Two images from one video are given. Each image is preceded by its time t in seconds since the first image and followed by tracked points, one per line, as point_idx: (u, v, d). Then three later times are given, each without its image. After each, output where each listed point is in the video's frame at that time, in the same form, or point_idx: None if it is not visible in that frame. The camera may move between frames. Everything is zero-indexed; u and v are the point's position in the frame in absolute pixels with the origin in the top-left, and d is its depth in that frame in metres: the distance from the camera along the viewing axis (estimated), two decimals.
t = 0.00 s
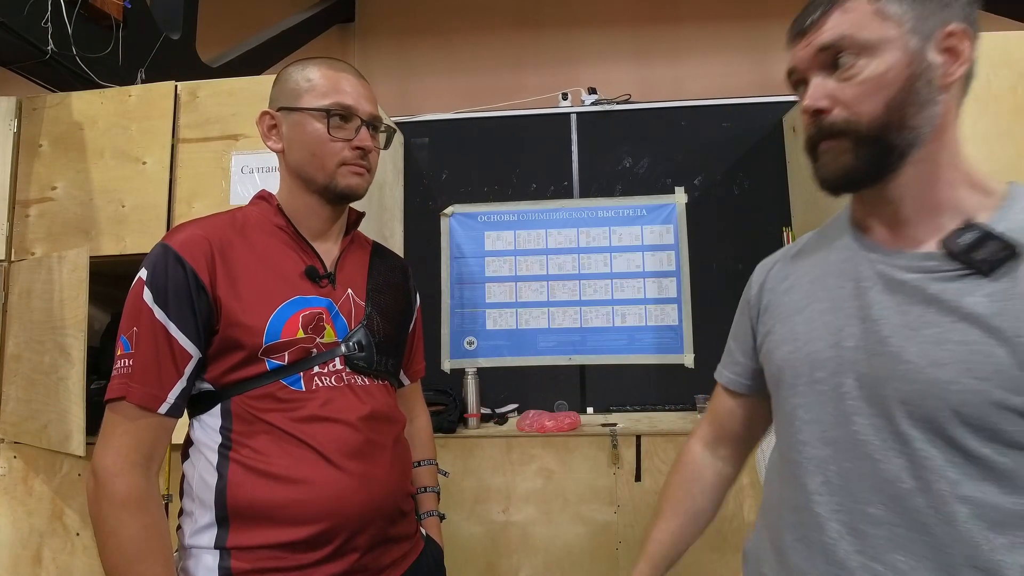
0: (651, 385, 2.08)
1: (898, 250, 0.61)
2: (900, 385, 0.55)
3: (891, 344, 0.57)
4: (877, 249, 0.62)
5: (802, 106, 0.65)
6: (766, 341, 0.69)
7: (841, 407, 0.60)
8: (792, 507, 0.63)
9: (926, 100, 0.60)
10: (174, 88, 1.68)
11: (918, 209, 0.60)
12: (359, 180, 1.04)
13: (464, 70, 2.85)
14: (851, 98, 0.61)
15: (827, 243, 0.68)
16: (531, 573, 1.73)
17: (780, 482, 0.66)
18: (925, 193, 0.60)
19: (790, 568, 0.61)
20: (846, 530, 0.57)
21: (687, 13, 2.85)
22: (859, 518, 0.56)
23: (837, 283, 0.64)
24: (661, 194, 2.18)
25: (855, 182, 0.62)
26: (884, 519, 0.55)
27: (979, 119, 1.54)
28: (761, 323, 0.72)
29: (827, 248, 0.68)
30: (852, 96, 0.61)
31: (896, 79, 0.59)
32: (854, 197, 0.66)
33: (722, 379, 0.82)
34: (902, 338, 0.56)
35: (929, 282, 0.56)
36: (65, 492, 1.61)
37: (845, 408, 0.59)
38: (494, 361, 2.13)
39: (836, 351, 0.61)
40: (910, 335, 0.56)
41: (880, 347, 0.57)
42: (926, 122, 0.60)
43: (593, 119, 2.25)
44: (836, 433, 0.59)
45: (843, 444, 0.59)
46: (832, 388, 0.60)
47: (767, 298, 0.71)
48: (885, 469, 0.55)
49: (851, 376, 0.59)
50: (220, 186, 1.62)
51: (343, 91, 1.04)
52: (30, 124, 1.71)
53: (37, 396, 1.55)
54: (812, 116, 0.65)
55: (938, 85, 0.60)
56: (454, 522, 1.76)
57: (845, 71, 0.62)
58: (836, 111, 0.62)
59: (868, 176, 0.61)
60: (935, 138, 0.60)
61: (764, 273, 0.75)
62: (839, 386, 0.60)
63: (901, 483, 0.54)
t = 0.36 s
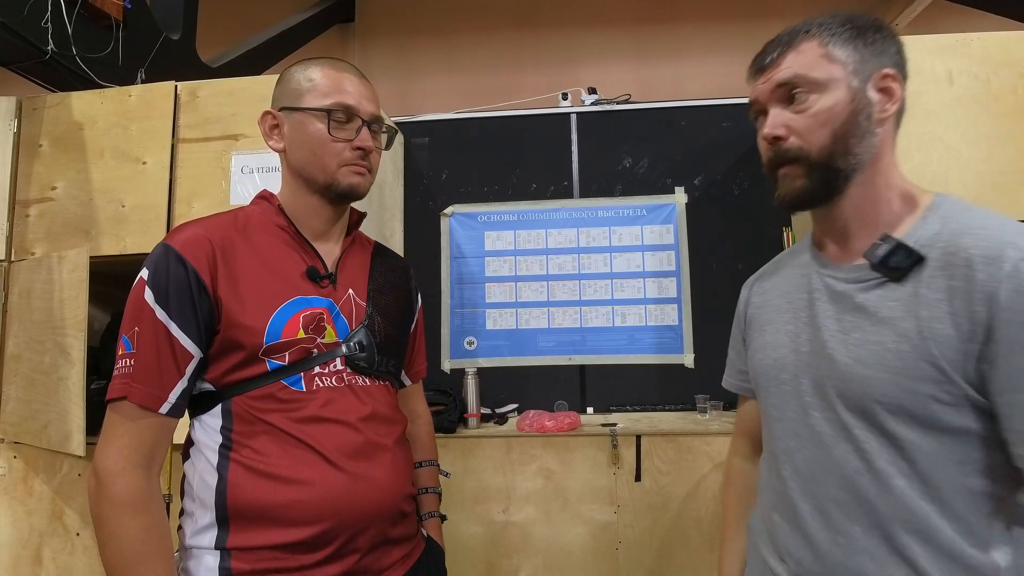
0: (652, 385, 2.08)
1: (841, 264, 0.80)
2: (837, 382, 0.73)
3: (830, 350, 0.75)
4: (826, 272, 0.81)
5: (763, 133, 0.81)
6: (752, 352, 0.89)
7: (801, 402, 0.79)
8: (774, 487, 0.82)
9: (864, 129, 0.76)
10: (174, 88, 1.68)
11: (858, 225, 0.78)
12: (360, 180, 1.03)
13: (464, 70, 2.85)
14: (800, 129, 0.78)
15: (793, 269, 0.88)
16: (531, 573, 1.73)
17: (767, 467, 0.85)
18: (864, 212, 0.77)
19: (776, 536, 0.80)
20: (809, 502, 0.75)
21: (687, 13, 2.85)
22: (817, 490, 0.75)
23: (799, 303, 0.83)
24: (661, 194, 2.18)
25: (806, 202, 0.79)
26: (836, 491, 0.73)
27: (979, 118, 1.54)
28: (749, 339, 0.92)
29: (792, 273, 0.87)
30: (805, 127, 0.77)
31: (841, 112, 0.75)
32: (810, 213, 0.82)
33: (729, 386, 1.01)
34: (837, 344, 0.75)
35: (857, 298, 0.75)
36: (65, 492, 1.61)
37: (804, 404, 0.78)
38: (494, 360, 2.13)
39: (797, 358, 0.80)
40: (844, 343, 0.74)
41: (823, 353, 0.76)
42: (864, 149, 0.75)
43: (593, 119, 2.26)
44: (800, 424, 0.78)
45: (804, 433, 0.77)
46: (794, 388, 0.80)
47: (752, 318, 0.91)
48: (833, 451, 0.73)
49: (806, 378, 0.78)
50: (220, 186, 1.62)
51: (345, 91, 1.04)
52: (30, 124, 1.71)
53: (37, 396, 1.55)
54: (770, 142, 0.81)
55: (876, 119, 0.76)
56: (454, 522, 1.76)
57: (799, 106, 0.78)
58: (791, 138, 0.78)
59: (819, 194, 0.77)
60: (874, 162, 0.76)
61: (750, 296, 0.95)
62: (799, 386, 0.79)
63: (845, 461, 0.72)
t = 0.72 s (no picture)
0: (652, 385, 2.08)
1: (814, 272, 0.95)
2: (819, 374, 0.86)
3: (811, 346, 0.88)
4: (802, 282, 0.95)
5: (742, 169, 0.98)
6: (739, 357, 1.02)
7: (788, 395, 0.91)
8: (766, 477, 0.93)
9: (825, 162, 0.93)
10: (174, 88, 1.68)
11: (826, 237, 0.94)
12: (360, 179, 1.03)
13: (464, 70, 2.85)
14: (772, 165, 0.95)
15: (772, 282, 1.02)
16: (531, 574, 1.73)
17: (758, 459, 0.96)
18: (830, 229, 0.93)
19: (771, 523, 0.90)
20: (801, 485, 0.87)
21: (687, 13, 2.85)
22: (806, 473, 0.86)
23: (778, 310, 0.97)
24: (661, 194, 2.18)
25: (784, 225, 0.96)
26: (823, 472, 0.84)
27: (979, 118, 1.54)
28: (736, 346, 1.05)
29: (772, 285, 1.02)
30: (775, 163, 0.94)
31: (805, 150, 0.93)
32: (786, 234, 0.99)
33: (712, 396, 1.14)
34: (817, 340, 0.88)
35: (832, 300, 0.89)
36: (65, 492, 1.61)
37: (790, 396, 0.90)
38: (494, 361, 2.13)
39: (781, 357, 0.94)
40: (823, 340, 0.87)
41: (806, 350, 0.89)
42: (827, 177, 0.93)
43: (593, 119, 2.26)
44: (787, 415, 0.91)
45: (791, 422, 0.90)
46: (781, 383, 0.92)
47: (737, 327, 1.05)
48: (818, 436, 0.86)
49: (791, 373, 0.91)
50: (220, 186, 1.62)
51: (346, 91, 1.04)
52: (30, 124, 1.71)
53: (37, 396, 1.55)
54: (748, 176, 0.98)
55: (833, 153, 0.94)
56: (454, 523, 1.76)
57: (768, 145, 0.96)
58: (766, 173, 0.95)
59: (793, 218, 0.94)
60: (835, 189, 0.94)
61: (732, 307, 1.09)
62: (785, 382, 0.92)
63: (830, 443, 0.84)
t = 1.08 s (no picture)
0: (651, 385, 2.08)
1: (797, 271, 0.97)
2: (803, 368, 0.88)
3: (795, 340, 0.90)
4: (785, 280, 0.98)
5: (733, 172, 0.99)
6: (725, 354, 1.03)
7: (773, 390, 0.93)
8: (753, 472, 0.94)
9: (812, 167, 0.95)
10: (174, 88, 1.68)
11: (811, 240, 0.96)
12: (359, 179, 1.02)
13: (464, 70, 2.85)
14: (762, 168, 0.96)
15: (756, 282, 1.05)
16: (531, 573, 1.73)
17: (745, 455, 0.98)
18: (817, 230, 0.95)
19: (758, 518, 0.91)
20: (787, 476, 0.88)
21: (687, 13, 2.85)
22: (792, 465, 0.87)
23: (763, 307, 0.99)
24: (661, 194, 2.18)
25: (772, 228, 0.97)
26: (809, 465, 0.86)
27: (979, 118, 1.54)
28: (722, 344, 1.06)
29: (756, 284, 1.04)
30: (766, 167, 0.96)
31: (794, 154, 0.95)
32: (771, 237, 1.01)
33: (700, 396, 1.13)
34: (801, 335, 0.89)
35: (815, 296, 0.90)
36: (65, 492, 1.61)
37: (775, 390, 0.92)
38: (494, 361, 2.13)
39: (766, 352, 0.95)
40: (807, 334, 0.89)
41: (790, 344, 0.91)
42: (814, 182, 0.95)
43: (593, 119, 2.26)
44: (772, 409, 0.92)
45: (776, 416, 0.91)
46: (766, 378, 0.94)
47: (722, 325, 1.07)
48: (803, 428, 0.87)
49: (776, 368, 0.93)
50: (220, 186, 1.62)
51: (349, 91, 1.04)
52: (30, 124, 1.71)
53: (37, 396, 1.55)
54: (738, 179, 0.99)
55: (820, 158, 0.96)
56: (454, 523, 1.76)
57: (759, 149, 0.97)
58: (756, 176, 0.97)
59: (782, 220, 0.96)
60: (821, 194, 0.96)
61: (718, 307, 1.11)
62: (770, 376, 0.93)
63: (814, 434, 0.86)
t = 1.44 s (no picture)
0: (652, 385, 2.08)
1: (799, 274, 0.97)
2: (809, 372, 0.87)
3: (800, 344, 0.89)
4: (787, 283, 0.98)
5: (734, 170, 0.99)
6: (727, 357, 1.03)
7: (778, 394, 0.92)
8: (758, 476, 0.94)
9: (813, 169, 0.95)
10: (174, 88, 1.68)
11: (812, 241, 0.96)
12: (357, 181, 1.02)
13: (464, 70, 2.85)
14: (763, 167, 0.96)
15: (758, 284, 1.05)
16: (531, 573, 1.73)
17: (749, 458, 0.98)
18: (817, 231, 0.95)
19: (764, 522, 0.91)
20: (794, 482, 0.88)
21: (687, 13, 2.85)
22: (798, 470, 0.87)
23: (765, 310, 0.99)
24: (661, 194, 2.18)
25: (772, 228, 0.97)
26: (815, 469, 0.86)
27: (979, 118, 1.54)
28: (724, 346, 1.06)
29: (758, 287, 1.04)
30: (768, 166, 0.96)
31: (795, 155, 0.95)
32: (770, 238, 1.00)
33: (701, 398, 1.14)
34: (806, 339, 0.89)
35: (819, 300, 0.90)
36: (65, 492, 1.61)
37: (780, 394, 0.92)
38: (494, 360, 2.13)
39: (770, 356, 0.95)
40: (812, 338, 0.88)
41: (794, 348, 0.90)
42: (815, 183, 0.95)
43: (593, 119, 2.26)
44: (777, 413, 0.92)
45: (781, 420, 0.91)
46: (770, 382, 0.94)
47: (724, 328, 1.07)
48: (809, 432, 0.87)
49: (781, 372, 0.92)
50: (220, 186, 1.62)
51: (352, 94, 1.04)
52: (30, 124, 1.71)
53: (37, 396, 1.55)
54: (739, 178, 0.99)
55: (822, 160, 0.96)
56: (454, 523, 1.76)
57: (761, 149, 0.97)
58: (758, 175, 0.97)
59: (782, 221, 0.96)
60: (821, 196, 0.96)
61: (718, 310, 1.11)
62: (775, 381, 0.93)
63: (822, 440, 0.86)
